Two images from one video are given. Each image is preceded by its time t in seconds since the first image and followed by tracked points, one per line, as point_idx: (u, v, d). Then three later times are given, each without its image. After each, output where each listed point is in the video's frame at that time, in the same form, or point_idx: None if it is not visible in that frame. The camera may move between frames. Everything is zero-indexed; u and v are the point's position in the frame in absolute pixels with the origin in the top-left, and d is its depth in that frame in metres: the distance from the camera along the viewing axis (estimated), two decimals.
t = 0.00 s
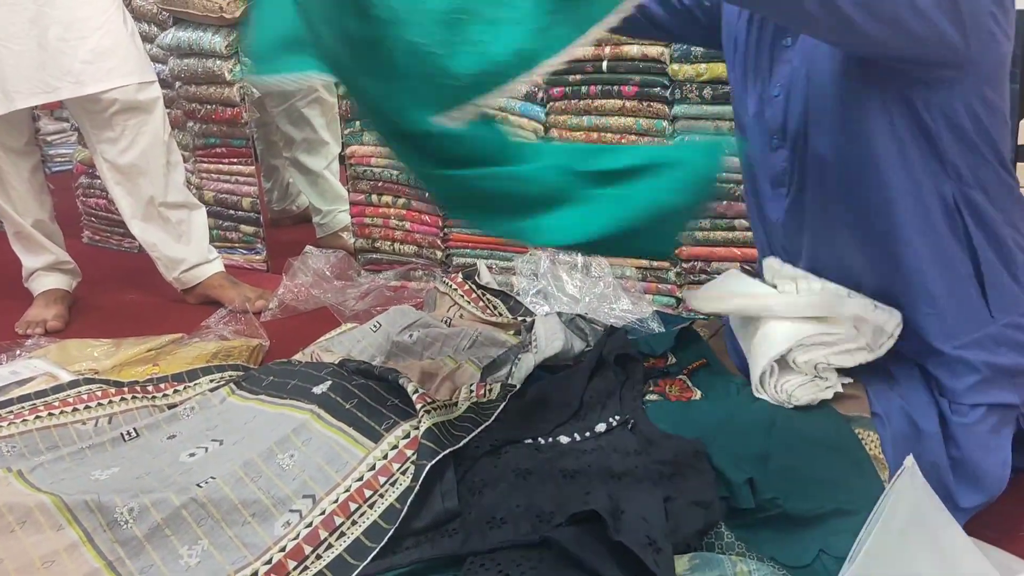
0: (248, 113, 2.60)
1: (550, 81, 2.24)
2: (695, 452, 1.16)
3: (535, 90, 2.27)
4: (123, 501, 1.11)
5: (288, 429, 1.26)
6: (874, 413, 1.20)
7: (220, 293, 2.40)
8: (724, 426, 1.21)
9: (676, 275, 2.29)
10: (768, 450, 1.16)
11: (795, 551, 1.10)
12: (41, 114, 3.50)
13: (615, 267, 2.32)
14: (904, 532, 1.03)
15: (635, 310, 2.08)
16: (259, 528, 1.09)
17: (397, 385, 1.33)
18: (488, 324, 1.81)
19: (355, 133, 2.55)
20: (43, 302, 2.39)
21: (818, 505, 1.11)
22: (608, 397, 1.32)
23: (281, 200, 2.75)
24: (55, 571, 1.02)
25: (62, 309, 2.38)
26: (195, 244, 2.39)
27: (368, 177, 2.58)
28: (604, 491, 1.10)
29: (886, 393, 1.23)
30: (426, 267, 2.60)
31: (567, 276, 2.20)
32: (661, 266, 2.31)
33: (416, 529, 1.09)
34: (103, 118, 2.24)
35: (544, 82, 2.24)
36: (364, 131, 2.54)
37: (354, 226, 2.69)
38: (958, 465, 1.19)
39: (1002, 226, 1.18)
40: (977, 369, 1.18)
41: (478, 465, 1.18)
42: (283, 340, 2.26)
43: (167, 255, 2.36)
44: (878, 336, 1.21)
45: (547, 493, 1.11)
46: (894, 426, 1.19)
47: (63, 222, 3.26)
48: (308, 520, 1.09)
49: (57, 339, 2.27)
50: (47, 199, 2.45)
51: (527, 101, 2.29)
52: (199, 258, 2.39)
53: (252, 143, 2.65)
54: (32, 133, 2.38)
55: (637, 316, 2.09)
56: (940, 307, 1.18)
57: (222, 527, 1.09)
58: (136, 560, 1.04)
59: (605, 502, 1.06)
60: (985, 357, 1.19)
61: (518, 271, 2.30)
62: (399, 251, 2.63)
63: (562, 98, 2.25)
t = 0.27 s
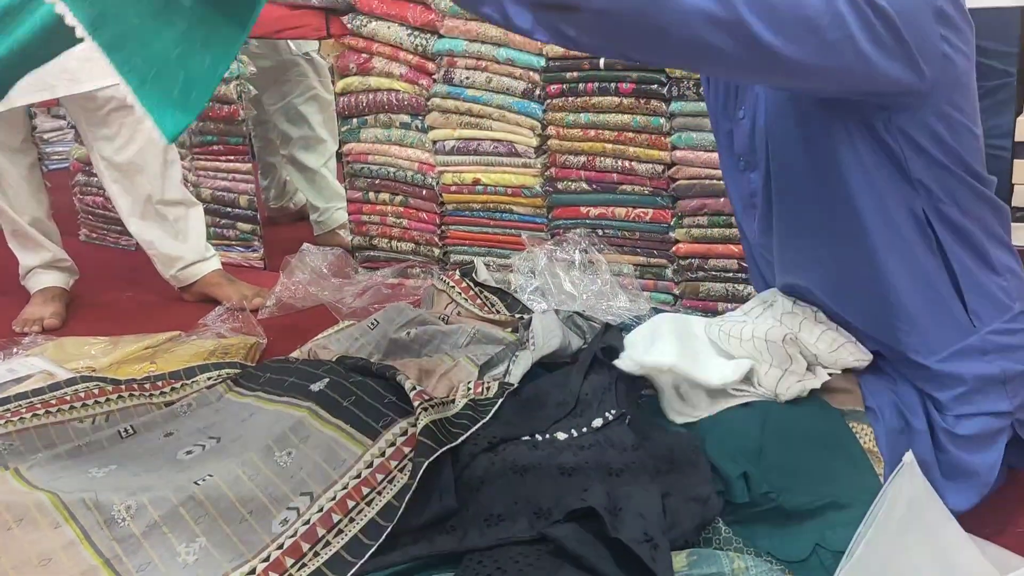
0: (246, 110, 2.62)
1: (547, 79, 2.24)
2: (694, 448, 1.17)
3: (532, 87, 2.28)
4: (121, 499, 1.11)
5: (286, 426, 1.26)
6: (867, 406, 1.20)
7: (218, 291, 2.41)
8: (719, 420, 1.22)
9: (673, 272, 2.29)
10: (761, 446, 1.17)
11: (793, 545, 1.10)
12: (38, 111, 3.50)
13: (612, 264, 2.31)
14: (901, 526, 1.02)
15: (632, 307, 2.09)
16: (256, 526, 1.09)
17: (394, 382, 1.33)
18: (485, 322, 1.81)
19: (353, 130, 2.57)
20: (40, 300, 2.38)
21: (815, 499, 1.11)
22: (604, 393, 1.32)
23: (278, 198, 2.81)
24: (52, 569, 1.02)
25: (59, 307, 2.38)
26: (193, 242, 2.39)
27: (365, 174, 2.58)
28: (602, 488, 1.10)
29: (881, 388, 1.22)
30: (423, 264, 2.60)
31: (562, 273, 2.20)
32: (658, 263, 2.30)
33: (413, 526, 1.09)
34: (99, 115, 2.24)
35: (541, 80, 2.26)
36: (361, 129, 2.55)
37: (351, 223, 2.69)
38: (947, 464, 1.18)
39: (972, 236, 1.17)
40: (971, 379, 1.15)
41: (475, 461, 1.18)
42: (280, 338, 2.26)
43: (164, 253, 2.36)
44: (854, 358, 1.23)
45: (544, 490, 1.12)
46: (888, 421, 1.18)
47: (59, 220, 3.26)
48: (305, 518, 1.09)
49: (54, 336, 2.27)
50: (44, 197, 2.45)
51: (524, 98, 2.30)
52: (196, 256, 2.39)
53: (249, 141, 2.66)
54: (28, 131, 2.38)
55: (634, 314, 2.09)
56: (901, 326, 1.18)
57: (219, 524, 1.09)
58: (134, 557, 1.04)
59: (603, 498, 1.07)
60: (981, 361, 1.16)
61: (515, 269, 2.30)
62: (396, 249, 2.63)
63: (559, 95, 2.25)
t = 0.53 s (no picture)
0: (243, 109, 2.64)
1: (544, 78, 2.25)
2: (692, 446, 1.16)
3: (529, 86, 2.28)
4: (118, 499, 1.12)
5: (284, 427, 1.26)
6: (866, 406, 1.20)
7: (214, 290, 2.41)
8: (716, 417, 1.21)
9: (669, 271, 2.30)
10: (759, 444, 1.15)
11: (792, 543, 1.10)
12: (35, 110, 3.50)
13: (610, 263, 2.31)
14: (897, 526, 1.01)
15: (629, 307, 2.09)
16: (254, 527, 1.09)
17: (392, 381, 1.33)
18: (482, 321, 1.82)
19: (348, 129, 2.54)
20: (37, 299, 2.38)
21: (813, 498, 1.12)
22: (602, 393, 1.31)
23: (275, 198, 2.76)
24: (49, 570, 1.02)
25: (56, 306, 2.38)
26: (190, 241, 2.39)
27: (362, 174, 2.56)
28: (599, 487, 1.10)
29: (880, 387, 1.22)
30: (420, 263, 2.60)
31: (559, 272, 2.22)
32: (655, 262, 2.31)
33: (410, 526, 1.09)
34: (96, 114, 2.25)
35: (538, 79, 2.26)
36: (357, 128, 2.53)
37: (348, 222, 2.68)
38: (949, 469, 1.18)
39: (975, 254, 1.16)
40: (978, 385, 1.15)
41: (473, 460, 1.17)
42: (277, 337, 2.26)
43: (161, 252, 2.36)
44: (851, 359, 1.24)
45: (542, 489, 1.11)
46: (886, 421, 1.18)
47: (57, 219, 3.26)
48: (303, 517, 1.08)
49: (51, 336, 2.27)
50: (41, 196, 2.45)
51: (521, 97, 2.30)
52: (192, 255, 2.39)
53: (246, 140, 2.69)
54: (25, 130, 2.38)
55: (631, 313, 2.09)
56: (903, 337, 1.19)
57: (216, 525, 1.09)
58: (131, 558, 1.04)
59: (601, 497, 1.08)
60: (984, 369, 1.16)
61: (512, 268, 2.30)
62: (393, 248, 2.62)
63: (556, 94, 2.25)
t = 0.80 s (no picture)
0: (240, 112, 2.62)
1: (542, 81, 2.25)
2: (689, 451, 1.14)
3: (527, 90, 2.28)
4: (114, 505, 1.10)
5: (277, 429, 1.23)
6: (863, 409, 1.22)
7: (212, 292, 2.40)
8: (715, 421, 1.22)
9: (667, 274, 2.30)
10: (755, 446, 1.16)
11: (790, 549, 1.12)
12: (31, 112, 3.49)
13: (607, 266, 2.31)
14: (895, 531, 1.02)
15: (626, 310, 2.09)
16: (251, 528, 1.08)
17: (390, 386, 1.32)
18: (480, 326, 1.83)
19: (348, 133, 2.55)
20: (33, 302, 2.37)
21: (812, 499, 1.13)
22: (600, 396, 1.29)
23: (273, 200, 2.81)
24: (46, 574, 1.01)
25: (52, 309, 2.37)
26: (187, 243, 2.38)
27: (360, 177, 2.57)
28: (598, 491, 1.07)
29: (876, 390, 1.23)
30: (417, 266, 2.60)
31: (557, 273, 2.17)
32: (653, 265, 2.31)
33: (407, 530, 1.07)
34: (93, 116, 2.24)
35: (536, 82, 2.26)
36: (356, 131, 2.54)
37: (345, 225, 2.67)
38: (945, 472, 1.23)
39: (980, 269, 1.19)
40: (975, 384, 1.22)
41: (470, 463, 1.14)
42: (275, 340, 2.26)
43: (158, 254, 2.35)
44: (848, 363, 1.25)
45: (540, 490, 1.07)
46: (883, 425, 1.20)
47: (52, 221, 3.25)
48: (299, 521, 1.09)
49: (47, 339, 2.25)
50: (37, 198, 2.43)
51: (519, 100, 2.30)
52: (189, 258, 2.37)
53: (244, 143, 2.66)
54: (22, 132, 2.37)
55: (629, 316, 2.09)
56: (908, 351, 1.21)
57: (213, 528, 1.08)
58: (127, 561, 1.03)
59: (599, 501, 1.07)
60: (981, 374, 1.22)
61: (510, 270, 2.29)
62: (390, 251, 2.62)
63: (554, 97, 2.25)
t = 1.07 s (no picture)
0: (236, 123, 2.64)
1: (539, 94, 2.25)
2: (684, 464, 1.15)
3: (523, 103, 2.28)
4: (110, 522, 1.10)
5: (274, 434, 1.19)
6: (861, 425, 1.20)
7: (207, 304, 2.40)
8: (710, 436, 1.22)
9: (663, 287, 2.28)
10: (751, 461, 1.16)
11: (784, 565, 1.12)
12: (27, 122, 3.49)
13: (603, 279, 2.31)
14: (890, 547, 1.02)
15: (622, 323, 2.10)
16: (245, 543, 1.05)
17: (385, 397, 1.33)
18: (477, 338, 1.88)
19: (343, 144, 2.56)
20: (27, 312, 2.37)
21: (806, 515, 1.13)
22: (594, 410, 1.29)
23: (268, 211, 2.77)
24: None
25: (46, 319, 2.37)
26: (181, 254, 2.38)
27: (356, 188, 2.57)
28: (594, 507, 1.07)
29: (874, 404, 1.22)
30: (413, 277, 2.60)
31: (553, 288, 2.21)
32: (648, 278, 2.30)
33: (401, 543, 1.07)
34: (89, 127, 2.24)
35: (533, 95, 2.26)
36: (352, 143, 2.55)
37: (341, 237, 2.67)
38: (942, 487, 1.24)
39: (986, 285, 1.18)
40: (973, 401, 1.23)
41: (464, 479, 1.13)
42: (270, 351, 2.26)
43: (153, 265, 2.35)
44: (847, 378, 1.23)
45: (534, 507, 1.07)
46: (880, 441, 1.19)
47: (48, 231, 3.25)
48: (294, 533, 1.05)
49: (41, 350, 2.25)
50: (33, 208, 2.43)
51: (515, 113, 2.31)
52: (184, 269, 2.38)
53: (240, 154, 2.68)
54: (18, 142, 2.37)
55: (624, 329, 2.09)
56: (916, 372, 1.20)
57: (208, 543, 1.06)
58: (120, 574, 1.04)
59: (595, 517, 1.07)
60: (981, 391, 1.23)
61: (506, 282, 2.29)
62: (386, 262, 2.62)
63: (550, 110, 2.26)
